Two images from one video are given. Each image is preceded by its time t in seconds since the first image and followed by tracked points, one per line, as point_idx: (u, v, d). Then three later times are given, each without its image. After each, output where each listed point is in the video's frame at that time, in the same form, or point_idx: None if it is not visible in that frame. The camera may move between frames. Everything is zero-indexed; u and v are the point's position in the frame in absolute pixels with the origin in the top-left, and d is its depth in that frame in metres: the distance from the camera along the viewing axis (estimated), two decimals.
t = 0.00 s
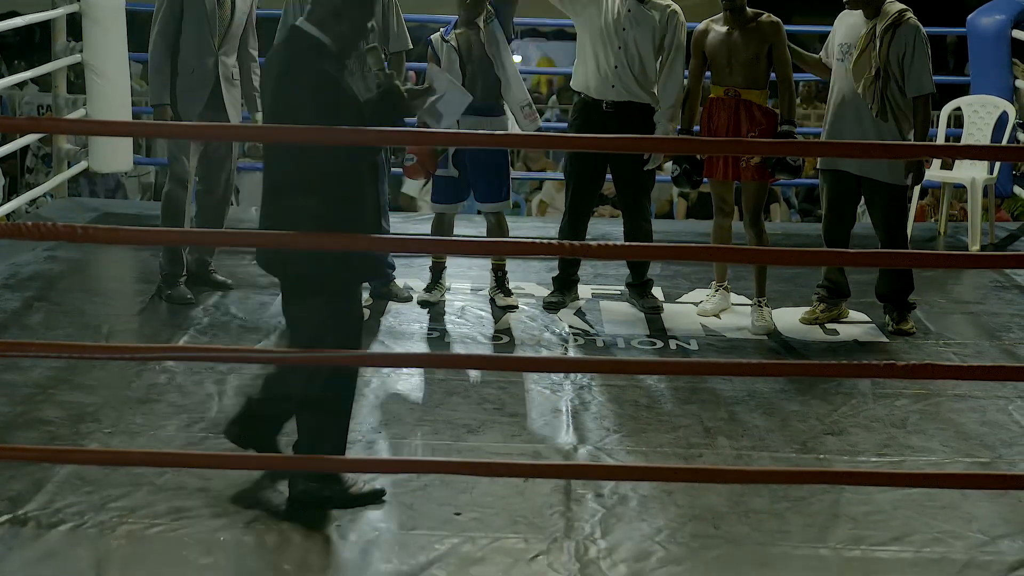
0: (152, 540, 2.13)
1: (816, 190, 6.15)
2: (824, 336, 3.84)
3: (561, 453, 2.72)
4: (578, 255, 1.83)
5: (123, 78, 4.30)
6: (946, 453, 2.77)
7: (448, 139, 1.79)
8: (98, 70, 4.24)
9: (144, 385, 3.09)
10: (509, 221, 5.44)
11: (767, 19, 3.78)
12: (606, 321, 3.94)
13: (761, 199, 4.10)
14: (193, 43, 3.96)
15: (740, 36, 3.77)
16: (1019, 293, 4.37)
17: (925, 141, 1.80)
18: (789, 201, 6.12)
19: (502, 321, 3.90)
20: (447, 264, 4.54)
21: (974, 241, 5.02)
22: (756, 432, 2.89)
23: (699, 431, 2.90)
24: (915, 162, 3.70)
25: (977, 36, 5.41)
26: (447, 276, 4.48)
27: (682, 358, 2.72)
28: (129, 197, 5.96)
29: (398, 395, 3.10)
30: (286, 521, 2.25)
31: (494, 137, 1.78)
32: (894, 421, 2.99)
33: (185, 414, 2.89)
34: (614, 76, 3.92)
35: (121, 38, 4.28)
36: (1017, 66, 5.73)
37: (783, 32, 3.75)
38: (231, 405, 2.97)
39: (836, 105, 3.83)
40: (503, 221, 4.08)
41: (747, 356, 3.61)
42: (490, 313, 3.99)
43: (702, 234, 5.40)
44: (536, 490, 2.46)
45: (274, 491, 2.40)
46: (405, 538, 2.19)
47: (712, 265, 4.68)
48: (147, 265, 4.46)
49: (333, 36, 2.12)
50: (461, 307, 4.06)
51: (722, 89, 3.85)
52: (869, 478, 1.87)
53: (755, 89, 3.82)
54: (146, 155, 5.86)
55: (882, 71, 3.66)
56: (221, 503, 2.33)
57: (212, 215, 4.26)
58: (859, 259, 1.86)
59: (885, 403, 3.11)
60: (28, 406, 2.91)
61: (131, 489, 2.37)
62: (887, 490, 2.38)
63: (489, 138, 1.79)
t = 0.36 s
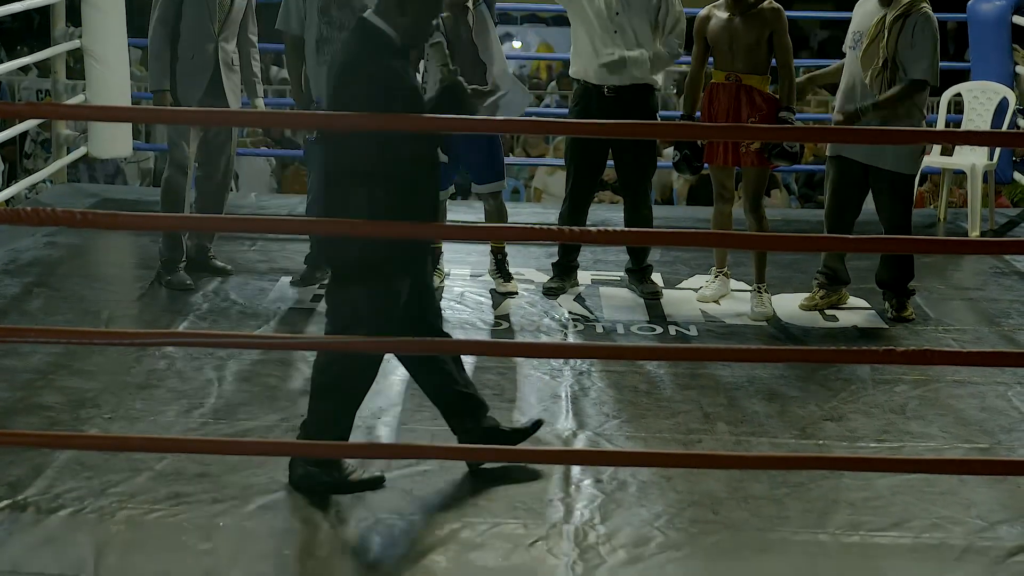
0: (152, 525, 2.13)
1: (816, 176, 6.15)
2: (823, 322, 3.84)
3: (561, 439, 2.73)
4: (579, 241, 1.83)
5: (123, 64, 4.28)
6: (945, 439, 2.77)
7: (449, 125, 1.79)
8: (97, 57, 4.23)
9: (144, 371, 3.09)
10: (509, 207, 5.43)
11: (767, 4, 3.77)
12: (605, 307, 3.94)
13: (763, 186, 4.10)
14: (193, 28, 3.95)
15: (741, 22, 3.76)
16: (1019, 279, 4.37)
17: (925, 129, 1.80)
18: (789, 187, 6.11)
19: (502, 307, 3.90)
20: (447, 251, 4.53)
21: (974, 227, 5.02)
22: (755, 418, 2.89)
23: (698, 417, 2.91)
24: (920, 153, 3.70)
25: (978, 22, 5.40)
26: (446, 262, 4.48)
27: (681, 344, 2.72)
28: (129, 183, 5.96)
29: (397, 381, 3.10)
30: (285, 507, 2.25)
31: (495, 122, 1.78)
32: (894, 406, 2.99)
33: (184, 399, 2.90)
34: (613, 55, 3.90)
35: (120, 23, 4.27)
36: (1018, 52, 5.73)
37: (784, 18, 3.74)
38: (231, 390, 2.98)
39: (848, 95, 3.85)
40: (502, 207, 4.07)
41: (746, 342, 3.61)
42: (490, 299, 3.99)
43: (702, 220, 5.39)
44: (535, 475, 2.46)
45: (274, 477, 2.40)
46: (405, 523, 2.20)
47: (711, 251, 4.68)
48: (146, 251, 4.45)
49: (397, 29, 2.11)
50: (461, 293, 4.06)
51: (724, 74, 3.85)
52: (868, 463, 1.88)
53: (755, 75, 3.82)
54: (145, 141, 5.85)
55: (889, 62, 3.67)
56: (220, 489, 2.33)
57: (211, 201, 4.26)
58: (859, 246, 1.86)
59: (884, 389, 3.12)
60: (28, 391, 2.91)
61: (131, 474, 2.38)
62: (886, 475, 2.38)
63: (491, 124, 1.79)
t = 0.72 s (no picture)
0: (152, 511, 2.14)
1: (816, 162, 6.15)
2: (823, 309, 3.84)
3: (560, 425, 2.73)
4: (580, 227, 1.83)
5: (122, 50, 4.27)
6: (944, 425, 2.78)
7: (450, 110, 1.78)
8: (96, 43, 4.23)
9: (143, 357, 3.09)
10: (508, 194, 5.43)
11: None
12: (604, 293, 3.94)
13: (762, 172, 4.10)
14: (192, 14, 3.94)
15: (743, 8, 3.76)
16: (1018, 265, 4.37)
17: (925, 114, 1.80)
18: (789, 173, 6.11)
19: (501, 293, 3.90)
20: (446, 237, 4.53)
21: (974, 213, 5.02)
22: (754, 404, 2.90)
23: (698, 403, 2.91)
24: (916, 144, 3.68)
25: (978, 7, 5.40)
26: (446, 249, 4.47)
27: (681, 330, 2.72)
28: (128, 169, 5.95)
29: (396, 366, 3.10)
30: (284, 492, 2.26)
31: (501, 107, 1.78)
32: (893, 393, 2.99)
33: (183, 385, 2.90)
34: (600, 13, 3.84)
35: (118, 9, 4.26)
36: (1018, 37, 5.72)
37: (785, 4, 3.75)
38: (230, 376, 2.98)
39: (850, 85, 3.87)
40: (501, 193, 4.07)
41: (745, 328, 3.61)
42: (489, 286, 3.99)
43: (701, 207, 5.39)
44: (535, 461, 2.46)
45: (274, 463, 2.40)
46: (405, 509, 2.20)
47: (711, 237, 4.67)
48: (146, 237, 4.45)
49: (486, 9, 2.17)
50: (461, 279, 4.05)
51: (726, 61, 3.84)
52: (868, 449, 1.88)
53: (757, 61, 3.81)
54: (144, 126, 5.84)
55: (879, 48, 3.69)
56: (219, 474, 2.33)
57: (211, 186, 4.25)
58: (860, 232, 1.86)
59: (883, 375, 3.12)
60: (27, 377, 2.91)
61: (131, 460, 2.38)
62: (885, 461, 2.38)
63: (495, 109, 1.79)
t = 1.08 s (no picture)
0: (150, 498, 2.14)
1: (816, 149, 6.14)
2: (822, 296, 3.84)
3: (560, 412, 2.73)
4: (579, 214, 1.83)
5: (122, 36, 4.27)
6: (944, 412, 2.78)
7: (450, 98, 1.78)
8: (95, 30, 4.22)
9: (143, 343, 3.10)
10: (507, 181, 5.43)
11: None
12: (603, 280, 3.93)
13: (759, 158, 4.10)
14: None
15: None
16: (1018, 252, 4.37)
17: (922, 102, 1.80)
18: (789, 160, 6.11)
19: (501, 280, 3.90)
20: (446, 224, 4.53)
21: (974, 200, 5.02)
22: (753, 391, 2.90)
23: (697, 389, 2.91)
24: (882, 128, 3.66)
25: None
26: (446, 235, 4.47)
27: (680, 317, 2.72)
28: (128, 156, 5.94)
29: (396, 353, 3.10)
30: (284, 479, 2.26)
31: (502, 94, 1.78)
32: (892, 379, 3.00)
33: (183, 371, 2.90)
34: None
35: None
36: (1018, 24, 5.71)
37: None
38: (229, 363, 2.98)
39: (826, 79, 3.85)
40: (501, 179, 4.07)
41: (744, 315, 3.61)
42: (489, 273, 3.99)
43: (701, 194, 5.39)
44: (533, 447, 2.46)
45: (274, 449, 2.40)
46: (404, 496, 2.20)
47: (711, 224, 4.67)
48: (145, 224, 4.45)
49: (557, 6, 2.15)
50: (460, 266, 4.05)
51: (728, 47, 3.84)
52: (867, 436, 1.88)
53: (759, 48, 3.81)
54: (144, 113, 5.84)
55: (848, 34, 3.68)
56: (218, 461, 2.33)
57: (210, 173, 4.25)
58: (857, 219, 1.85)
59: (882, 362, 3.12)
60: (27, 364, 2.91)
61: (130, 447, 2.38)
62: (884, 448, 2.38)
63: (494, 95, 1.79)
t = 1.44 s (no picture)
0: (150, 485, 2.14)
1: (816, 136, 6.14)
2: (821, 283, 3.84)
3: (559, 399, 2.73)
4: (577, 201, 1.83)
5: (121, 22, 4.26)
6: (943, 398, 2.78)
7: (449, 83, 1.78)
8: (94, 16, 4.22)
9: (142, 330, 3.10)
10: (507, 168, 5.43)
11: None
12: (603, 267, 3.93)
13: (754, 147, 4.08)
14: None
15: None
16: (1018, 240, 4.37)
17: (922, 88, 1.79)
18: (788, 148, 6.11)
19: (500, 268, 3.90)
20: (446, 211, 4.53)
21: (973, 188, 5.02)
22: (753, 378, 2.90)
23: (696, 377, 2.91)
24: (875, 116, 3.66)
25: None
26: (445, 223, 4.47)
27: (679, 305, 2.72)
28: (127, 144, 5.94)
29: (395, 340, 3.10)
30: (283, 466, 2.26)
31: (501, 82, 1.77)
32: (891, 366, 3.00)
33: (183, 359, 2.90)
34: None
35: None
36: (1017, 11, 5.71)
37: None
38: (229, 350, 2.98)
39: (814, 63, 3.85)
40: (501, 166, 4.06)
41: (744, 302, 3.61)
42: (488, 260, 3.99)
43: (700, 181, 5.39)
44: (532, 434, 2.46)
45: (274, 436, 2.41)
46: (404, 483, 2.20)
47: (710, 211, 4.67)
48: (144, 211, 4.45)
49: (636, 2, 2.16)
50: (460, 253, 4.05)
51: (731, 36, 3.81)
52: (865, 422, 1.88)
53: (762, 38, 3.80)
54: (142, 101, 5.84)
55: (844, 20, 3.67)
56: (217, 448, 2.33)
57: (208, 160, 4.25)
58: (857, 206, 1.85)
59: (882, 349, 3.12)
60: (26, 350, 2.91)
61: (130, 434, 2.38)
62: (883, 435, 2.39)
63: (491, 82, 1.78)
